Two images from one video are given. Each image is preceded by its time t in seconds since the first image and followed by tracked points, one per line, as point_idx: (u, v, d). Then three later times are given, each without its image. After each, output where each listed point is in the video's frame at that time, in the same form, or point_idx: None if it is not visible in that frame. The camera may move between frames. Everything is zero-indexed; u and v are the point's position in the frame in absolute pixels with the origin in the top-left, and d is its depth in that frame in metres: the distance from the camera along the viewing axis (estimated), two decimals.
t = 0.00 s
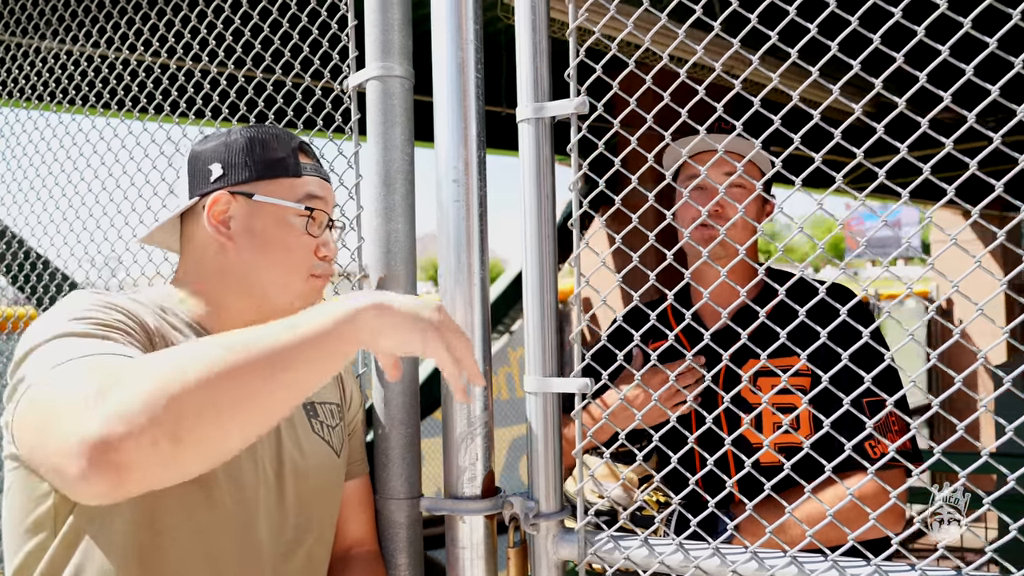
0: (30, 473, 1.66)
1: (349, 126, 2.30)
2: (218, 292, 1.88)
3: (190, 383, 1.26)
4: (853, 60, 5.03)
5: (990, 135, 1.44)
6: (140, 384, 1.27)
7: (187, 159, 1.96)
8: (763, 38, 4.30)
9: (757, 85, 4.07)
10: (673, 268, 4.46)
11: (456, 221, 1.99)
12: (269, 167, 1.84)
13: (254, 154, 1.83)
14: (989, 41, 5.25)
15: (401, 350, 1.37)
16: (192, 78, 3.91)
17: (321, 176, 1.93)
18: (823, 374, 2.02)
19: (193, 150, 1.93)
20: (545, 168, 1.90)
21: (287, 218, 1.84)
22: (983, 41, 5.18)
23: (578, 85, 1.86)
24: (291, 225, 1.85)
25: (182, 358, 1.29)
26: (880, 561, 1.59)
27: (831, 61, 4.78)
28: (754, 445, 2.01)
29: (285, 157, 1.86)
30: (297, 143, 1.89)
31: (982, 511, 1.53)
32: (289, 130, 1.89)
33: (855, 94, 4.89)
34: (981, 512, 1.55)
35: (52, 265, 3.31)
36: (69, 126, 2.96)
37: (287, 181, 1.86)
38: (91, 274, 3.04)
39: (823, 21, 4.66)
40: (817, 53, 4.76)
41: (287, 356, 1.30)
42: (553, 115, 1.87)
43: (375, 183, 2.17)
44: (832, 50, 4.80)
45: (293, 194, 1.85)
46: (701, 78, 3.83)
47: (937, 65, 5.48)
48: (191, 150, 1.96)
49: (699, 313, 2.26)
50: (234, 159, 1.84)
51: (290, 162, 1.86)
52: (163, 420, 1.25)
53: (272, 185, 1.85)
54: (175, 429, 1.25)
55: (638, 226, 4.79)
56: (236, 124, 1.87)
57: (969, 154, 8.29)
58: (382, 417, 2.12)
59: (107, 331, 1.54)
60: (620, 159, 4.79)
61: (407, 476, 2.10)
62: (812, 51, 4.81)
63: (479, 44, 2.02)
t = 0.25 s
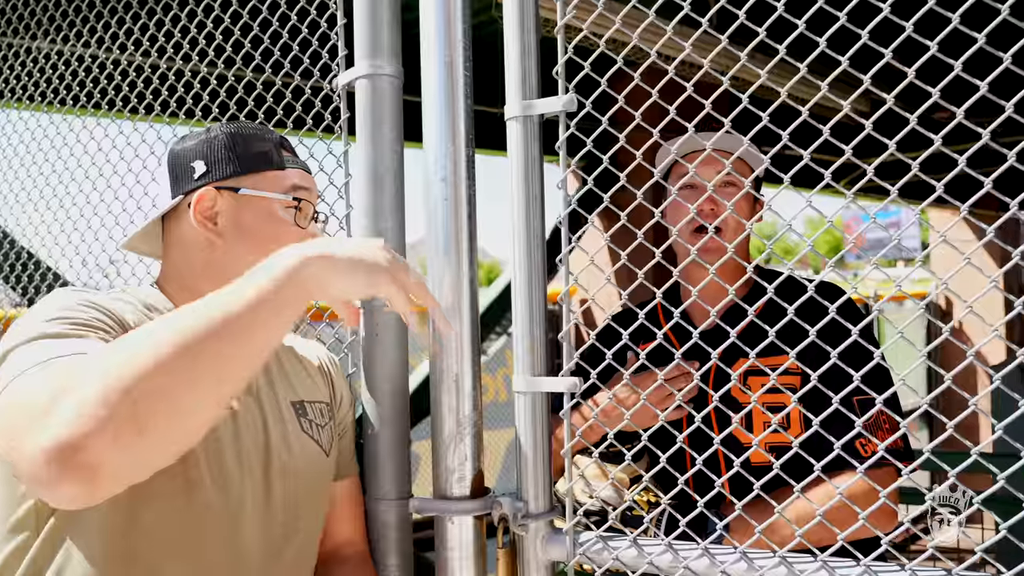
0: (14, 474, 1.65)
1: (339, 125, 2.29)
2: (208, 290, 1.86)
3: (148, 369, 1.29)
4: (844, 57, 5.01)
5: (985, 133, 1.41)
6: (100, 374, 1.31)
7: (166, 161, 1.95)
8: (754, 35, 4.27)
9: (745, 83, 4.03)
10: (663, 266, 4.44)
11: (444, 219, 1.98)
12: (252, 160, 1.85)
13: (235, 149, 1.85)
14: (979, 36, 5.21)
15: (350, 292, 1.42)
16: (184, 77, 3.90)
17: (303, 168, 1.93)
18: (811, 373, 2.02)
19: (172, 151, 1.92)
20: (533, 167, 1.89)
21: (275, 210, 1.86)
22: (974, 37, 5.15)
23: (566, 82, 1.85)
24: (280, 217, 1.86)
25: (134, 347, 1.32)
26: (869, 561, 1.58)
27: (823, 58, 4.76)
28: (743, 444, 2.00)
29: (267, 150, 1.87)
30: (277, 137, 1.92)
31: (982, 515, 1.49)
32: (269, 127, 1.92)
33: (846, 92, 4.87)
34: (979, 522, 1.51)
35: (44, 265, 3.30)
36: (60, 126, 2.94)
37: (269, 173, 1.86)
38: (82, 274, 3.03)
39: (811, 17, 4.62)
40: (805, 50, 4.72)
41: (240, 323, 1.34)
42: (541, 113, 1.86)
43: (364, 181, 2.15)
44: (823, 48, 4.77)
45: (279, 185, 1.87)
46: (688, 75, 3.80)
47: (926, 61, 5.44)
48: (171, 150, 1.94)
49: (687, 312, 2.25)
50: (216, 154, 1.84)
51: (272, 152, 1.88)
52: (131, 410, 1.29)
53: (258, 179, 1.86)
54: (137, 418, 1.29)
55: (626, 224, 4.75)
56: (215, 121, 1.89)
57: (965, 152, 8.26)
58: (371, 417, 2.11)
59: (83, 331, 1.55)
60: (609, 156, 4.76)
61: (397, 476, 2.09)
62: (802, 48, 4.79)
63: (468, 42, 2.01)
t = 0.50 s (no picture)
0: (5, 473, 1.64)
1: (334, 122, 2.28)
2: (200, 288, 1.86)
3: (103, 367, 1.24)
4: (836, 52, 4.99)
5: (978, 129, 1.39)
6: (49, 385, 1.26)
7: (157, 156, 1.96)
8: (746, 30, 4.25)
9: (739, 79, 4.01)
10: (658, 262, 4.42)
11: (437, 216, 1.97)
12: (241, 155, 1.85)
13: (225, 144, 1.84)
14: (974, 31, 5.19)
15: (305, 271, 1.34)
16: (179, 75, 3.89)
17: (293, 164, 1.94)
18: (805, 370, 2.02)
19: (164, 146, 1.93)
20: (527, 163, 1.88)
21: (263, 205, 1.86)
22: (968, 32, 5.12)
23: (559, 79, 1.84)
24: (269, 211, 1.86)
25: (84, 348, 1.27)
26: (863, 559, 1.57)
27: (815, 53, 4.74)
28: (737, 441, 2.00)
29: (257, 146, 1.87)
30: (266, 134, 1.91)
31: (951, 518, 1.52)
32: (259, 123, 1.92)
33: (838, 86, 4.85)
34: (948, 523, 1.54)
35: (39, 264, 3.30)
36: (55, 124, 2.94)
37: (259, 168, 1.87)
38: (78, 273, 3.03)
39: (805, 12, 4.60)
40: (799, 45, 4.70)
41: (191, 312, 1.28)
42: (534, 110, 1.85)
43: (358, 179, 2.15)
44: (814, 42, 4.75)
45: (268, 180, 1.87)
46: (682, 72, 3.78)
47: (921, 57, 5.41)
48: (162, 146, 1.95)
49: (682, 309, 2.25)
50: (205, 148, 1.84)
51: (262, 148, 1.88)
52: (82, 415, 1.24)
53: (247, 174, 1.85)
54: (88, 429, 1.25)
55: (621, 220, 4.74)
56: (205, 118, 1.89)
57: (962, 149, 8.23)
58: (366, 415, 2.10)
59: (57, 335, 1.53)
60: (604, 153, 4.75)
61: (391, 474, 2.08)
62: (795, 43, 4.77)
63: (462, 39, 2.00)
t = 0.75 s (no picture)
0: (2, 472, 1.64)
1: (334, 119, 2.27)
2: (198, 286, 1.84)
3: (67, 429, 1.32)
4: (838, 48, 4.97)
5: (980, 124, 1.38)
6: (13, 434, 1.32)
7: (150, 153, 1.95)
8: (746, 26, 4.23)
9: (738, 76, 4.00)
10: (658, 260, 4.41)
11: (436, 213, 1.96)
12: (236, 150, 1.85)
13: (219, 140, 1.84)
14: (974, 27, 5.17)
15: (278, 382, 1.42)
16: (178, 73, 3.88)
17: (287, 161, 1.94)
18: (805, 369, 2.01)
19: (158, 143, 1.92)
20: (527, 161, 1.87)
21: (258, 199, 1.86)
22: (970, 28, 5.09)
23: (559, 76, 1.83)
24: (263, 205, 1.86)
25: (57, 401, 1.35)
26: (864, 557, 1.56)
27: (816, 49, 4.71)
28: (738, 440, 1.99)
29: (251, 142, 1.87)
30: (260, 131, 1.91)
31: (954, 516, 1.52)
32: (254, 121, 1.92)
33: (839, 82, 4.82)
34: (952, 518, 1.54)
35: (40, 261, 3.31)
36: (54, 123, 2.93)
37: (252, 163, 1.87)
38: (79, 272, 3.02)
39: (805, 8, 4.58)
40: (799, 42, 4.69)
41: (181, 389, 1.37)
42: (534, 107, 1.84)
43: (358, 176, 2.14)
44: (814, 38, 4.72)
45: (263, 175, 1.87)
46: (680, 68, 3.77)
47: (922, 53, 5.39)
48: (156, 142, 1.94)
49: (682, 307, 2.24)
50: (199, 144, 1.84)
51: (256, 144, 1.87)
52: (34, 467, 1.30)
53: (242, 168, 1.86)
54: (38, 482, 1.31)
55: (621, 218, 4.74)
56: (200, 113, 1.88)
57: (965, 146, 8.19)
58: (365, 414, 2.09)
59: (36, 354, 1.49)
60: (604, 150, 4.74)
61: (391, 473, 2.08)
62: (797, 40, 4.74)
63: (462, 36, 2.00)
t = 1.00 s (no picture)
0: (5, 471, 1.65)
1: (337, 118, 2.27)
2: (203, 285, 1.85)
3: None
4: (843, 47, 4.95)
5: (985, 124, 1.37)
6: None
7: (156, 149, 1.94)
8: (751, 25, 4.21)
9: (741, 75, 3.99)
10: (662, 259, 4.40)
11: (440, 212, 1.96)
12: (245, 148, 1.86)
13: (229, 138, 1.85)
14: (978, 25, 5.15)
15: None
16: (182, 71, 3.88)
17: (293, 160, 1.96)
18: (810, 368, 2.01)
19: (163, 140, 1.92)
20: (531, 159, 1.87)
21: (269, 195, 1.88)
22: (976, 27, 5.06)
23: (563, 74, 1.83)
24: (274, 202, 1.88)
25: None
26: (867, 557, 1.56)
27: (821, 48, 4.69)
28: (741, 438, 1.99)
29: (260, 140, 1.88)
30: (268, 129, 1.92)
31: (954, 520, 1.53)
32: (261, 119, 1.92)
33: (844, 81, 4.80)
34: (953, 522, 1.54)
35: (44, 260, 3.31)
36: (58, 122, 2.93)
37: (260, 161, 1.88)
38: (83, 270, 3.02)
39: (809, 7, 4.56)
40: (803, 40, 4.67)
41: None
42: (538, 105, 1.84)
43: (361, 174, 2.14)
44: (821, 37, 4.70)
45: (273, 172, 1.89)
46: (683, 67, 3.75)
47: (926, 52, 5.37)
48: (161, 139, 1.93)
49: (686, 306, 2.24)
50: (209, 142, 1.84)
51: (265, 142, 1.89)
52: None
53: (251, 166, 1.88)
54: None
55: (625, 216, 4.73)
56: (208, 111, 1.89)
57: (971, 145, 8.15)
58: (369, 412, 2.09)
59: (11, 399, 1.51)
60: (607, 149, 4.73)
61: (394, 471, 2.08)
62: (802, 39, 4.72)
63: (465, 34, 1.99)
